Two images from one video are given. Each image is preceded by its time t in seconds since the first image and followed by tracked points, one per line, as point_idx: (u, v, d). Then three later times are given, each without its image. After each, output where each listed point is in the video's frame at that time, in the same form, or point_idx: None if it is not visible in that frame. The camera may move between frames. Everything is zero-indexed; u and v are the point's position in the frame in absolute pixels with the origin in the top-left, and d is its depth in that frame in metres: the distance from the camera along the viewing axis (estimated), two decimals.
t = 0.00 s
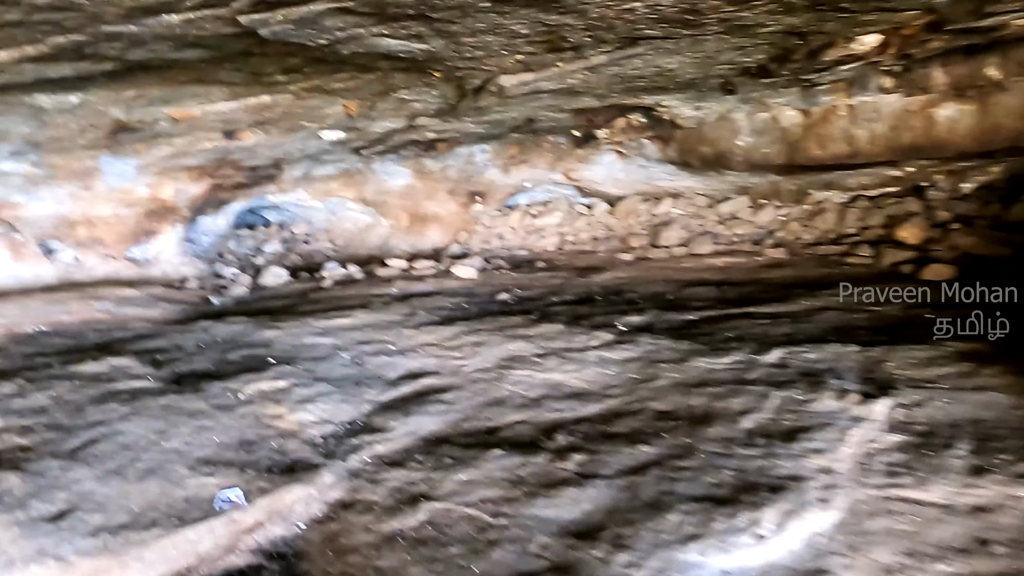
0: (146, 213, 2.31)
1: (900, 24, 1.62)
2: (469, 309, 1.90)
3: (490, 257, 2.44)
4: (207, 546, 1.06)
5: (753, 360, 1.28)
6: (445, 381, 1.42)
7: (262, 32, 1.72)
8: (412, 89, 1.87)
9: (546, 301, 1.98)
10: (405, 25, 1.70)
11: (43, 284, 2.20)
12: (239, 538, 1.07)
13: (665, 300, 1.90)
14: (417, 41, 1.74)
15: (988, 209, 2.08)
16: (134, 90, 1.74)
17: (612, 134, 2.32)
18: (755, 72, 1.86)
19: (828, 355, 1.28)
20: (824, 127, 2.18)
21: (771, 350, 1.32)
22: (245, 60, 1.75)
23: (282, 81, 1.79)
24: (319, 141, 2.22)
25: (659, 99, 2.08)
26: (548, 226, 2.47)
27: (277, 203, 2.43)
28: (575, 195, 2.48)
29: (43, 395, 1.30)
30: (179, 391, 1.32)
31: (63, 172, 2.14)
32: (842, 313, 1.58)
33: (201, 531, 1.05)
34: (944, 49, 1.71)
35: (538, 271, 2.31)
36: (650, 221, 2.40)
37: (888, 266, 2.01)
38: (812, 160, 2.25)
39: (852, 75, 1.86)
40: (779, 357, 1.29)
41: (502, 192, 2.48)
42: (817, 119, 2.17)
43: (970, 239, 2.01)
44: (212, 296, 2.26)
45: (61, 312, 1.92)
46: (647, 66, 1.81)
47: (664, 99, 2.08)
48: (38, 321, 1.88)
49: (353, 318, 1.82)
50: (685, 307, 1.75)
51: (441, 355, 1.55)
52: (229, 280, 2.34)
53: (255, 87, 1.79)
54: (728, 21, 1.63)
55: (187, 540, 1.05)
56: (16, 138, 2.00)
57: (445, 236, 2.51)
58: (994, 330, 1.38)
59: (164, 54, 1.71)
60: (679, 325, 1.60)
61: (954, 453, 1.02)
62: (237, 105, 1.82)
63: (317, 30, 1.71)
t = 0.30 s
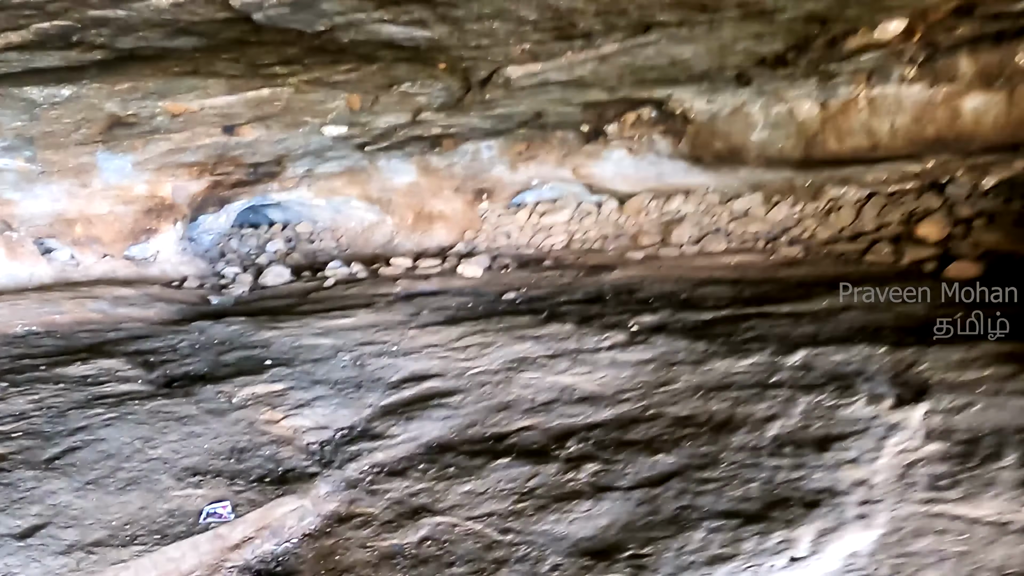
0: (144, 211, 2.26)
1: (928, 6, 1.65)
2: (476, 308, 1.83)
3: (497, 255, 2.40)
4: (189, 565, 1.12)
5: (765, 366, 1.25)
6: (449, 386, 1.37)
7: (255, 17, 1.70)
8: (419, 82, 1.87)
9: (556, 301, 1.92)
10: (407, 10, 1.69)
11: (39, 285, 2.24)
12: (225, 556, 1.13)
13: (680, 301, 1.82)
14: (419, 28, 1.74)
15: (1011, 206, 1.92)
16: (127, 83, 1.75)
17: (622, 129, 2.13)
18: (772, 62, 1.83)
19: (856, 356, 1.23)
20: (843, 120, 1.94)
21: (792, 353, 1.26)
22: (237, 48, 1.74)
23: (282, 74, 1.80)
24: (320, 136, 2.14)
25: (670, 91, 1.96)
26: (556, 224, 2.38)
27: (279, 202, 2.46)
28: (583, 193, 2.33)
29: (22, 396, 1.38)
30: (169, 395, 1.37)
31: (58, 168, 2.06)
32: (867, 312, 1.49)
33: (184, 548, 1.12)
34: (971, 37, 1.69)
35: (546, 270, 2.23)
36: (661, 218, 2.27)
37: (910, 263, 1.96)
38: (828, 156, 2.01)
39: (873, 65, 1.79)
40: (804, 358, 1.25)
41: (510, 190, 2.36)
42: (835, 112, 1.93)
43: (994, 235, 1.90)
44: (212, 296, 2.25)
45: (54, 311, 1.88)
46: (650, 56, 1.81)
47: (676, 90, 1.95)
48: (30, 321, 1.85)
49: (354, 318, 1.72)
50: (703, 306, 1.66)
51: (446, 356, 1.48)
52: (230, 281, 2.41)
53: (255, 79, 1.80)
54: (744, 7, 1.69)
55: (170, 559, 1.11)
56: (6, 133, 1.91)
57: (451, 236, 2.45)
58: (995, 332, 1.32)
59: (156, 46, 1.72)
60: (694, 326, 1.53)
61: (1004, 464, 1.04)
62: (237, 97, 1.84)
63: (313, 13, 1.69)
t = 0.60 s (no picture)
0: (143, 210, 2.23)
1: None
2: (480, 308, 1.77)
3: (503, 253, 2.36)
4: None
5: (790, 368, 1.15)
6: (450, 389, 1.28)
7: None
8: (421, 74, 1.80)
9: (564, 301, 1.85)
10: None
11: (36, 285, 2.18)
12: None
13: (693, 300, 1.74)
14: (419, 15, 1.58)
15: None
16: (121, 77, 1.67)
17: (630, 124, 2.17)
18: (786, 53, 1.72)
19: (881, 360, 1.15)
20: (859, 115, 1.96)
21: (814, 355, 1.19)
22: (232, 40, 1.59)
23: (280, 66, 1.68)
24: (323, 133, 2.09)
25: (679, 86, 1.94)
26: (563, 223, 2.38)
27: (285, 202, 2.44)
28: (590, 192, 2.39)
29: None
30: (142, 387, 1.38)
31: (55, 166, 2.02)
32: (889, 312, 1.44)
33: None
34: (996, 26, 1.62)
35: (553, 268, 2.19)
36: (669, 217, 2.26)
37: (929, 262, 1.81)
38: (844, 150, 2.03)
39: (892, 56, 1.72)
40: (825, 362, 1.17)
41: (517, 187, 2.41)
42: (851, 106, 1.95)
43: (1018, 233, 1.77)
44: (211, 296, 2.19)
45: (47, 312, 1.82)
46: (665, 49, 1.72)
47: (685, 85, 1.92)
48: (22, 323, 1.78)
49: (355, 319, 1.70)
50: (710, 307, 1.63)
51: (448, 358, 1.42)
52: (231, 279, 2.32)
53: (252, 72, 1.69)
54: None
55: None
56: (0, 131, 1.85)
57: (456, 235, 2.45)
58: (995, 329, 1.25)
59: (142, 36, 1.58)
60: (706, 325, 1.47)
61: None
62: (235, 93, 1.79)
63: None
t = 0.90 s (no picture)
0: (142, 209, 2.18)
1: None
2: (486, 311, 1.72)
3: (510, 253, 2.35)
4: None
5: (812, 378, 1.09)
6: (453, 398, 1.23)
7: None
8: (422, 70, 1.74)
9: (572, 303, 1.79)
10: None
11: (34, 286, 2.11)
12: None
13: (706, 303, 1.68)
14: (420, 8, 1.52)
15: None
16: (118, 72, 1.61)
17: (640, 120, 2.09)
18: (803, 46, 1.65)
19: (908, 369, 1.08)
20: (878, 110, 1.84)
21: (836, 363, 1.12)
22: (227, 33, 1.52)
23: (279, 61, 1.63)
24: (324, 131, 2.04)
25: (691, 81, 1.88)
26: (571, 221, 2.42)
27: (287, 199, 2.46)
28: (599, 189, 2.43)
29: None
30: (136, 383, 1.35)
31: (51, 164, 1.95)
32: (912, 317, 1.37)
33: None
34: None
35: (560, 269, 2.14)
36: (679, 215, 2.30)
37: (951, 262, 1.78)
38: (862, 145, 1.94)
39: (915, 48, 1.64)
40: (847, 371, 1.11)
41: (523, 185, 2.39)
42: (869, 101, 1.84)
43: None
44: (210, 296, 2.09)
45: (41, 315, 1.73)
46: (677, 43, 1.65)
47: (697, 80, 1.87)
48: (14, 326, 1.67)
49: (354, 322, 1.65)
50: (724, 309, 1.58)
51: (451, 364, 1.36)
52: (233, 280, 2.30)
53: (250, 67, 1.64)
54: None
55: None
56: None
57: (461, 234, 2.45)
58: (994, 329, 1.22)
59: (136, 30, 1.50)
60: (720, 330, 1.41)
61: None
62: (234, 88, 1.73)
63: None
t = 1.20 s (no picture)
0: (142, 208, 2.13)
1: None
2: (492, 315, 1.67)
3: (516, 253, 2.31)
4: None
5: (833, 391, 1.04)
6: (458, 408, 1.18)
7: None
8: (427, 66, 1.69)
9: (580, 306, 1.75)
10: None
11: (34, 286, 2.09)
12: None
13: (719, 307, 1.63)
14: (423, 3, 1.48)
15: None
16: (110, 69, 1.57)
17: (651, 118, 2.04)
18: (822, 41, 1.59)
19: (933, 381, 1.03)
20: (897, 107, 1.84)
21: (858, 374, 1.07)
22: (222, 28, 1.49)
23: (279, 58, 1.59)
24: (326, 128, 1.99)
25: (702, 78, 1.83)
26: (579, 220, 2.36)
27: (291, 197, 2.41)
28: (608, 187, 2.36)
29: None
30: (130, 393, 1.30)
31: (49, 163, 1.91)
32: (935, 323, 1.32)
33: None
34: None
35: (568, 270, 2.09)
36: (690, 215, 2.24)
37: (972, 266, 1.75)
38: (879, 144, 1.93)
39: (937, 44, 1.61)
40: (869, 382, 1.06)
41: (529, 184, 2.34)
42: (888, 100, 1.83)
43: None
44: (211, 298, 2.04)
45: (36, 317, 1.70)
46: (689, 39, 1.61)
47: (709, 77, 1.82)
48: (9, 329, 1.65)
49: (357, 326, 1.60)
50: (738, 314, 1.53)
51: (455, 372, 1.32)
52: (235, 280, 2.26)
53: (248, 63, 1.60)
54: None
55: None
56: None
57: (467, 233, 2.40)
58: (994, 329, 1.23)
59: (129, 25, 1.48)
60: (735, 337, 1.36)
61: None
62: (233, 86, 1.68)
63: None
